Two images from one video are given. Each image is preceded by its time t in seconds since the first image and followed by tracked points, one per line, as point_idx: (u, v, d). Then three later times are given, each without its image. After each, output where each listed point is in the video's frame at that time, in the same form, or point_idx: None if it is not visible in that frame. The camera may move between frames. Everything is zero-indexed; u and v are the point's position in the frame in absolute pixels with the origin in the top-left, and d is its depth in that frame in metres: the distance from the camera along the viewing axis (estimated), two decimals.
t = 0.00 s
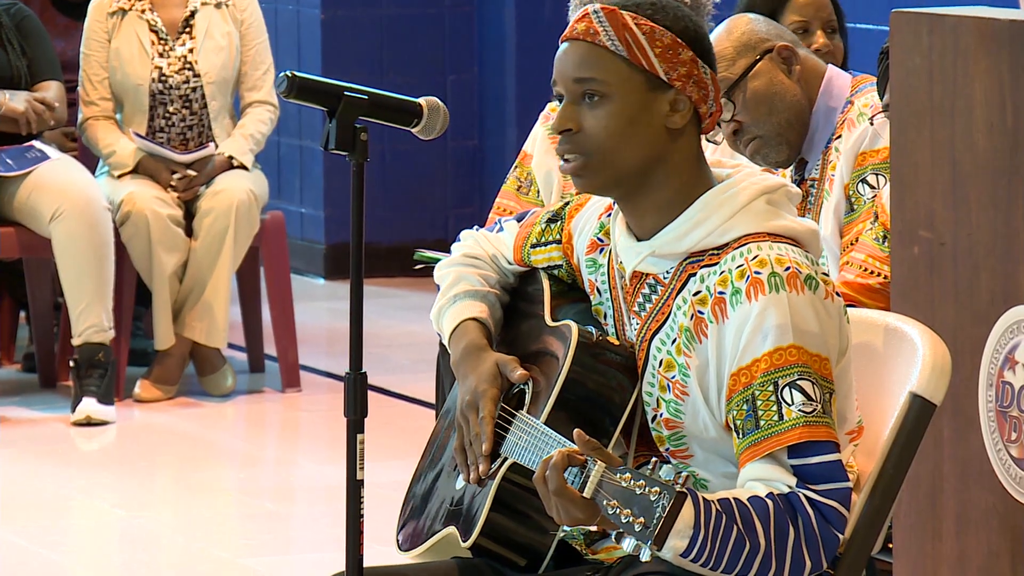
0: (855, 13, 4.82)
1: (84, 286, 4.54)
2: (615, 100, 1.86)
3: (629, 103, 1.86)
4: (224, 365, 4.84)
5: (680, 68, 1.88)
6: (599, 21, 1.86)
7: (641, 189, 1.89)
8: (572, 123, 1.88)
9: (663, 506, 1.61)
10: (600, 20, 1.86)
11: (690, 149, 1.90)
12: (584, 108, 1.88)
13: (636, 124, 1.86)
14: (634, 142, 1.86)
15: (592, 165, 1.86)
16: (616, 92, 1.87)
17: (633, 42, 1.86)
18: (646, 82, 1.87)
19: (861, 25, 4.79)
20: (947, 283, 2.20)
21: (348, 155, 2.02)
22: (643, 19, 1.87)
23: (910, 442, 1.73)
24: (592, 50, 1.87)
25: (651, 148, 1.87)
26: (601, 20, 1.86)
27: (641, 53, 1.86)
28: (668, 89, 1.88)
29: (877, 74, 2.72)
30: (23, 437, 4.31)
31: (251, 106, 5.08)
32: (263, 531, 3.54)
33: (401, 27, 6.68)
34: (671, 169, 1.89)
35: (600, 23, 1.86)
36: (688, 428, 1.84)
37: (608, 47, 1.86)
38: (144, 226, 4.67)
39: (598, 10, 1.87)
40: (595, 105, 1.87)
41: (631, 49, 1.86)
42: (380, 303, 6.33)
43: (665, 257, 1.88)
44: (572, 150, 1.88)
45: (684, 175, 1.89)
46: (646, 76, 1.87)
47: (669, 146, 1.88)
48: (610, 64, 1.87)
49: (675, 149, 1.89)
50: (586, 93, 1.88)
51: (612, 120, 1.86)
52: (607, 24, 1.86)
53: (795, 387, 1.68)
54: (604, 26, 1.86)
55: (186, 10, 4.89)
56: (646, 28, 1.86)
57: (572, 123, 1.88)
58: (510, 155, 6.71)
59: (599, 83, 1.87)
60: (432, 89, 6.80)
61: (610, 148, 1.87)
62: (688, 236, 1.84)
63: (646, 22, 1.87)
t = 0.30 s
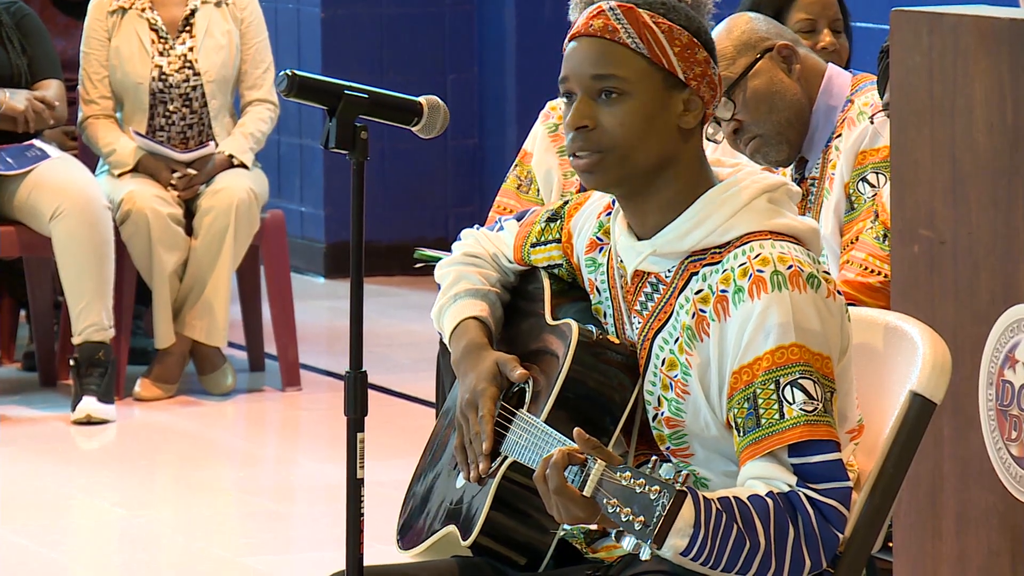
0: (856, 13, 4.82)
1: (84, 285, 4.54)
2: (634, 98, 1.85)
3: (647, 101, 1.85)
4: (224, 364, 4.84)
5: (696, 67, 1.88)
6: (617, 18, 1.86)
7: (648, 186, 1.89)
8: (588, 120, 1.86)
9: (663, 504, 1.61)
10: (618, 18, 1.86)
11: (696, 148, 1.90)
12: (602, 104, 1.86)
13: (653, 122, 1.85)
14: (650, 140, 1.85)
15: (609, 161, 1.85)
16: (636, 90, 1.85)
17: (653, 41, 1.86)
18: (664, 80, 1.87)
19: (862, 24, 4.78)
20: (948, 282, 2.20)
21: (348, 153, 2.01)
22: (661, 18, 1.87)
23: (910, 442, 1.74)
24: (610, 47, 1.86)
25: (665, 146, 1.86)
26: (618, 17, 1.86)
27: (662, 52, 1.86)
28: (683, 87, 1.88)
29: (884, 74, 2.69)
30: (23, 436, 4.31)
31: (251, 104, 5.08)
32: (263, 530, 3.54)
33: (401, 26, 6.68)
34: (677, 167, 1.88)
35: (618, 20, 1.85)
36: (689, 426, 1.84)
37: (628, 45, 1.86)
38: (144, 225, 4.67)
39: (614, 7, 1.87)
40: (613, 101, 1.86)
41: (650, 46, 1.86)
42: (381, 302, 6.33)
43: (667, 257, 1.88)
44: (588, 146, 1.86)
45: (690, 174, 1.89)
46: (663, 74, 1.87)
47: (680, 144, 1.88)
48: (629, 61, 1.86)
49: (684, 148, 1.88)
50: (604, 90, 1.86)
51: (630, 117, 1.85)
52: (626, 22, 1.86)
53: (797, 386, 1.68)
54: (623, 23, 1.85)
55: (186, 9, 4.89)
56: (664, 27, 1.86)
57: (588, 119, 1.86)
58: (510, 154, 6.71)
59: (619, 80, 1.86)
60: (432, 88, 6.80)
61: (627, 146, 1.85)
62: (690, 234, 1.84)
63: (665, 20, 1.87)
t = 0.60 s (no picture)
0: (857, 11, 4.81)
1: (85, 284, 4.55)
2: (638, 97, 1.85)
3: (651, 100, 1.85)
4: (225, 363, 4.84)
5: (698, 65, 1.88)
6: (619, 17, 1.86)
7: (652, 186, 1.89)
8: (593, 119, 1.85)
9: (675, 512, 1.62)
10: (619, 17, 1.86)
11: (697, 147, 1.90)
12: (606, 104, 1.86)
13: (658, 121, 1.85)
14: (654, 139, 1.85)
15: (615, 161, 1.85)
16: (640, 89, 1.85)
17: (655, 40, 1.86)
18: (667, 78, 1.87)
19: (863, 23, 4.78)
20: (948, 281, 2.20)
21: (349, 152, 2.01)
22: (662, 17, 1.87)
23: (910, 442, 1.74)
24: (612, 47, 1.86)
25: (669, 145, 1.86)
26: (619, 16, 1.86)
27: (665, 51, 1.86)
28: (686, 86, 1.88)
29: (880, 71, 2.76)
30: (24, 435, 4.31)
31: (251, 103, 5.08)
32: (263, 529, 3.54)
33: (401, 25, 6.68)
34: (680, 166, 1.88)
35: (620, 19, 1.85)
36: (691, 426, 1.84)
37: (630, 44, 1.85)
38: (145, 224, 4.67)
39: (615, 7, 1.87)
40: (617, 101, 1.85)
41: (652, 45, 1.86)
42: (381, 301, 6.33)
43: (669, 256, 1.88)
44: (594, 146, 1.85)
45: (692, 173, 1.89)
46: (666, 73, 1.87)
47: (684, 142, 1.88)
48: (631, 60, 1.86)
49: (687, 147, 1.88)
50: (607, 89, 1.86)
51: (635, 116, 1.84)
52: (628, 21, 1.85)
53: (799, 386, 1.68)
54: (625, 23, 1.85)
55: (186, 8, 4.89)
56: (666, 25, 1.86)
57: (593, 119, 1.85)
58: (511, 153, 6.71)
59: (622, 79, 1.85)
60: (433, 87, 6.80)
61: (632, 145, 1.85)
62: (692, 234, 1.84)
63: (665, 19, 1.87)
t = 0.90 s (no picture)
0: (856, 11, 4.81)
1: (86, 282, 4.55)
2: (638, 94, 1.85)
3: (651, 96, 1.85)
4: (226, 362, 4.84)
5: (698, 61, 1.88)
6: (618, 14, 1.85)
7: (653, 183, 1.89)
8: (594, 116, 1.85)
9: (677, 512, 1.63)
10: (618, 15, 1.85)
11: (698, 143, 1.89)
12: (605, 101, 1.85)
13: (659, 118, 1.85)
14: (654, 136, 1.85)
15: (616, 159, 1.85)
16: (640, 86, 1.85)
17: (655, 36, 1.85)
18: (667, 74, 1.86)
19: (864, 22, 4.77)
20: (950, 279, 2.20)
21: (350, 151, 2.02)
22: (660, 13, 1.86)
23: (913, 437, 1.74)
24: (611, 44, 1.86)
25: (669, 143, 1.86)
26: (617, 13, 1.85)
27: (664, 46, 1.86)
28: (686, 82, 1.88)
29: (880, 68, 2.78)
30: (25, 434, 4.31)
31: (253, 102, 5.07)
32: (264, 528, 3.54)
33: (402, 25, 6.68)
34: (681, 163, 1.88)
35: (618, 16, 1.85)
36: (695, 422, 1.84)
37: (628, 41, 1.85)
38: (146, 222, 4.67)
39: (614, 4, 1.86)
40: (616, 98, 1.85)
41: (651, 42, 1.85)
42: (382, 299, 6.33)
43: (672, 250, 1.87)
44: (598, 145, 1.85)
45: (695, 168, 1.89)
46: (666, 69, 1.86)
47: (684, 138, 1.88)
48: (631, 57, 1.85)
49: (688, 143, 1.88)
50: (607, 87, 1.86)
51: (635, 114, 1.84)
52: (626, 19, 1.85)
53: (812, 378, 1.68)
54: (623, 20, 1.85)
55: (187, 7, 4.89)
56: (664, 22, 1.86)
57: (594, 116, 1.85)
58: (512, 152, 6.71)
59: (622, 76, 1.85)
60: (434, 85, 6.80)
61: (633, 142, 1.85)
62: (696, 230, 1.84)
63: (664, 15, 1.86)
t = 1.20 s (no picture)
0: (857, 9, 4.80)
1: (86, 281, 4.55)
2: (643, 86, 1.85)
3: (655, 88, 1.85)
4: (226, 361, 4.83)
5: (702, 55, 1.88)
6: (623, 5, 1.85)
7: (656, 177, 1.88)
8: (598, 107, 1.85)
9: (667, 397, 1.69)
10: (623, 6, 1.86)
11: (701, 139, 1.89)
12: (609, 92, 1.86)
13: (662, 110, 1.85)
14: (657, 130, 1.85)
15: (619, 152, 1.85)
16: (644, 78, 1.85)
17: (660, 29, 1.86)
18: (671, 68, 1.87)
19: (864, 21, 4.77)
20: (949, 278, 2.20)
21: (350, 150, 2.02)
22: (666, 6, 1.87)
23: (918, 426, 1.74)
24: (616, 36, 1.86)
25: (673, 136, 1.86)
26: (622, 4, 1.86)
27: (668, 39, 1.86)
28: (690, 75, 1.88)
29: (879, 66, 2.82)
30: (25, 432, 4.31)
31: (253, 101, 5.07)
32: (264, 527, 3.54)
33: (402, 24, 6.68)
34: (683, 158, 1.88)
35: (623, 8, 1.85)
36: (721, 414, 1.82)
37: (632, 33, 1.85)
38: (146, 221, 4.67)
39: None
40: (620, 90, 1.85)
41: (656, 33, 1.86)
42: (382, 298, 6.33)
43: (677, 240, 1.88)
44: (600, 136, 1.85)
45: (698, 161, 1.88)
46: (671, 62, 1.87)
47: (687, 133, 1.88)
48: (636, 49, 1.86)
49: (690, 136, 1.88)
50: (612, 78, 1.86)
51: (638, 106, 1.84)
52: (632, 11, 1.85)
53: (870, 336, 1.67)
54: (628, 11, 1.85)
55: (187, 6, 4.89)
56: (670, 15, 1.86)
57: (597, 107, 1.85)
58: (512, 151, 6.71)
59: (625, 67, 1.85)
60: (434, 84, 6.80)
61: (636, 135, 1.85)
62: (707, 216, 1.84)
63: (670, 8, 1.87)
